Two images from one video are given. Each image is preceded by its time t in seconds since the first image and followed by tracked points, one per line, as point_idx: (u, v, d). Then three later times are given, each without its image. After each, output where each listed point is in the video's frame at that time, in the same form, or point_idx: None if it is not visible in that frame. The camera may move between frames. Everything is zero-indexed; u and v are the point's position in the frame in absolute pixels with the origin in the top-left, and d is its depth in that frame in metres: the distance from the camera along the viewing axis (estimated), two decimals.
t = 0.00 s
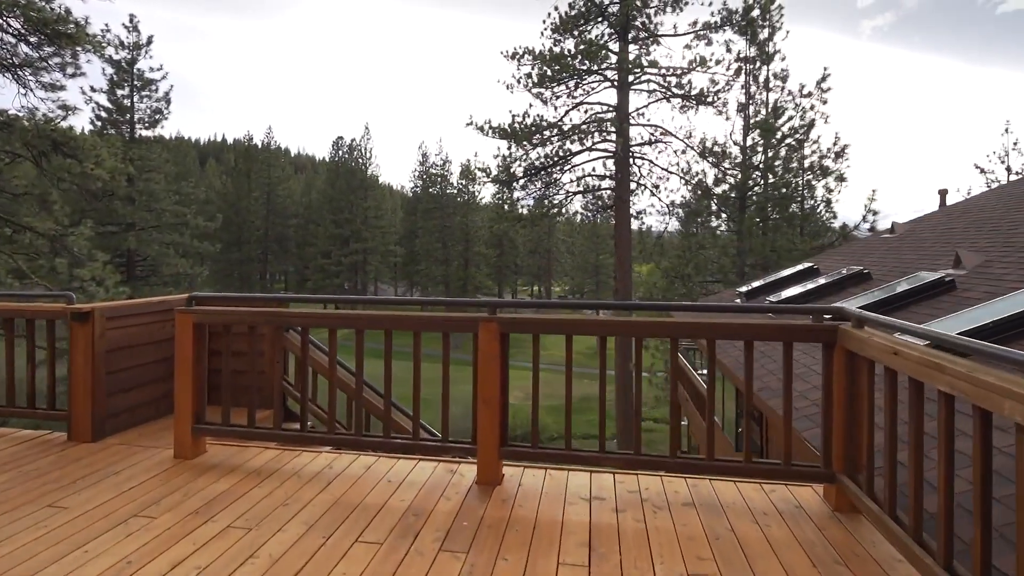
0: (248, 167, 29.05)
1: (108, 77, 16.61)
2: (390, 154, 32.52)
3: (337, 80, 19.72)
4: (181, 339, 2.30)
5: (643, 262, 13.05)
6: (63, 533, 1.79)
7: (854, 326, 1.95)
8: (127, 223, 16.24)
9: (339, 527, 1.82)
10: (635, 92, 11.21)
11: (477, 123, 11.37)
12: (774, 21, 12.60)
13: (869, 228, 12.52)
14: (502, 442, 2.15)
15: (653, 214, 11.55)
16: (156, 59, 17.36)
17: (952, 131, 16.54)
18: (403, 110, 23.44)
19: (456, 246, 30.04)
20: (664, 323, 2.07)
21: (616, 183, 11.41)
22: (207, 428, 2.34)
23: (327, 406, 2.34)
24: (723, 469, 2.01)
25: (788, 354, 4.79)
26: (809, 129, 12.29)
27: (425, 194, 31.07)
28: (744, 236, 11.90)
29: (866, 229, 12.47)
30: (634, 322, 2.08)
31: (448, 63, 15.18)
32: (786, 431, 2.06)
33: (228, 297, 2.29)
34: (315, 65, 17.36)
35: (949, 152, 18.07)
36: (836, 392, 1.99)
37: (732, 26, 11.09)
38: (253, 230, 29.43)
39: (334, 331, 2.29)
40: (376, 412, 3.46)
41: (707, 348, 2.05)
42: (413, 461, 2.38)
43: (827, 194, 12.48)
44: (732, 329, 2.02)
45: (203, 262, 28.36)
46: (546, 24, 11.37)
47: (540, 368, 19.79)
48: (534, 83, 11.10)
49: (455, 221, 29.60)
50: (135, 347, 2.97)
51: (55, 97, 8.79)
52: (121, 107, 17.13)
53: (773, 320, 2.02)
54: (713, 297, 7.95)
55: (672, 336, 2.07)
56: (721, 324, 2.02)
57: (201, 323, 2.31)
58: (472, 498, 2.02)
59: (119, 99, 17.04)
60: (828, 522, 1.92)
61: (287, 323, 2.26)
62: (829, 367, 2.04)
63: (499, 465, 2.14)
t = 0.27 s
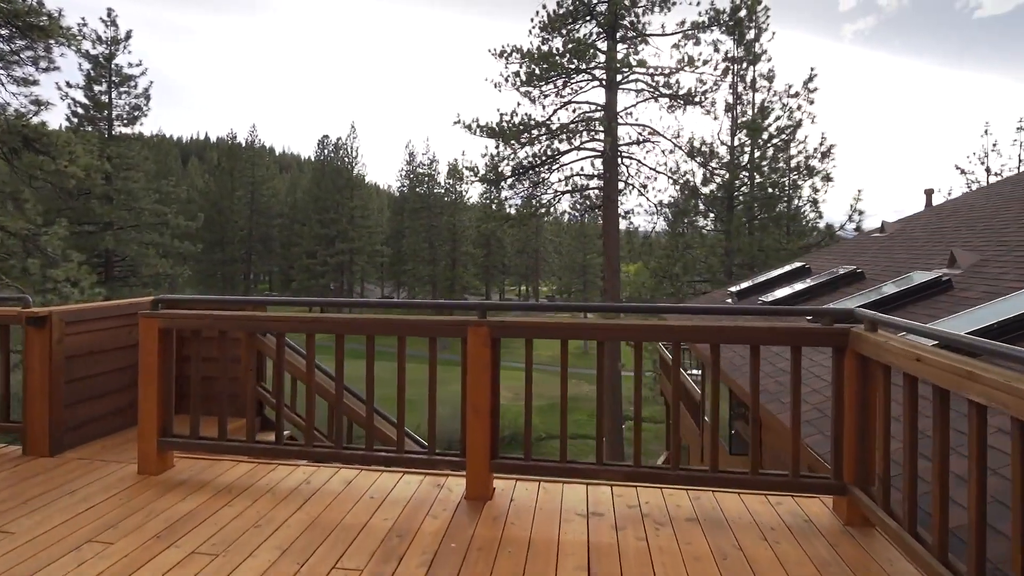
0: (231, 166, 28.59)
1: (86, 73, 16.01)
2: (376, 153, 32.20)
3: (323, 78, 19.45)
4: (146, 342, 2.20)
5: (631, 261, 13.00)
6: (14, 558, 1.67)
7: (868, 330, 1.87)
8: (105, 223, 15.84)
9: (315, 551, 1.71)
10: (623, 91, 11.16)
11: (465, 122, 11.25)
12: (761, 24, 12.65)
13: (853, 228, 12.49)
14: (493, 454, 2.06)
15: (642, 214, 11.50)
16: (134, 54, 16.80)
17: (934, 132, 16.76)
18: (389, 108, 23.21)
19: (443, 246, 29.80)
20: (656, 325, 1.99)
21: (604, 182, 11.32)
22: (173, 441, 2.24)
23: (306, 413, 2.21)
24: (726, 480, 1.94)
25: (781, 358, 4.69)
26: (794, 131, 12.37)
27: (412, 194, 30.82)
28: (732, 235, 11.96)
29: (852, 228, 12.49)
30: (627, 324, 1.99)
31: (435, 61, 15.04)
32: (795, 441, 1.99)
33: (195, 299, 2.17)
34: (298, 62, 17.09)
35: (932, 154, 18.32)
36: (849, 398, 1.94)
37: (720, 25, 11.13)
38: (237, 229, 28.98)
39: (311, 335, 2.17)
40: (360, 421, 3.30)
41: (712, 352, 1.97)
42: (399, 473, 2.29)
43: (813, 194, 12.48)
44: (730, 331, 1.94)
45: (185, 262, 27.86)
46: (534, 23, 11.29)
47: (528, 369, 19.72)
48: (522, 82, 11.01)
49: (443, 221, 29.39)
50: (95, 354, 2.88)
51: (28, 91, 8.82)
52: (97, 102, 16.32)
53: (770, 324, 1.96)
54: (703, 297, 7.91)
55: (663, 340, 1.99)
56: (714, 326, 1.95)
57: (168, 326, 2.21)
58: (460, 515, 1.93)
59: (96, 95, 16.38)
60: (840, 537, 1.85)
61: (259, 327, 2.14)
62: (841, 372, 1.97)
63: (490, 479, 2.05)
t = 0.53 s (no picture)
0: (220, 165, 28.26)
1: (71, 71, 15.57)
2: (367, 153, 31.95)
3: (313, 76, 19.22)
4: (109, 351, 2.11)
5: (624, 261, 12.93)
6: None
7: (891, 337, 1.76)
8: (89, 223, 15.54)
9: None
10: (616, 90, 11.09)
11: (456, 121, 11.13)
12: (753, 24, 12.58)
13: (847, 228, 12.24)
14: (485, 473, 1.96)
15: (635, 213, 11.44)
16: (120, 51, 16.42)
17: (925, 132, 16.80)
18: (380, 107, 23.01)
19: (435, 246, 29.60)
20: (658, 334, 1.87)
21: (597, 182, 11.23)
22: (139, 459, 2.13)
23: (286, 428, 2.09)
24: (737, 498, 1.87)
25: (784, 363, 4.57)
26: (784, 132, 12.29)
27: (404, 193, 30.61)
28: (726, 235, 11.81)
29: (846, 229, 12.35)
30: (622, 332, 1.87)
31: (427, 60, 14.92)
32: (813, 457, 1.87)
33: (160, 305, 2.07)
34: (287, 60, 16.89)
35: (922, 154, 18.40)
36: (870, 410, 1.83)
37: (713, 25, 11.08)
38: (226, 229, 28.66)
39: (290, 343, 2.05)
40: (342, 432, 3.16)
41: (722, 361, 1.86)
42: (385, 492, 2.20)
43: (805, 193, 12.32)
44: (734, 340, 1.84)
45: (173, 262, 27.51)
46: (526, 21, 11.20)
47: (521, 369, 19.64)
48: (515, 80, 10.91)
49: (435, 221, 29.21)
50: (59, 365, 2.81)
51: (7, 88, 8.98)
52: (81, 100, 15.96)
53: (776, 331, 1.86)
54: (698, 297, 7.83)
55: (663, 349, 1.88)
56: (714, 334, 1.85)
57: (131, 334, 2.12)
58: (451, 540, 1.83)
59: (79, 93, 15.97)
60: (858, 560, 1.77)
61: (231, 335, 2.03)
62: (860, 385, 1.88)
63: (482, 500, 1.94)
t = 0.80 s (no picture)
0: (217, 165, 28.14)
1: (64, 69, 15.37)
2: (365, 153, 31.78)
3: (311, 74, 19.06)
4: (79, 359, 2.02)
5: (623, 261, 12.82)
6: None
7: (925, 346, 1.66)
8: (83, 222, 15.38)
9: None
10: (615, 90, 11.01)
11: (455, 120, 11.03)
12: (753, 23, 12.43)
13: (848, 228, 12.01)
14: (483, 493, 1.85)
15: (634, 213, 11.33)
16: (116, 49, 16.10)
17: (926, 132, 16.74)
18: (378, 106, 22.84)
19: (433, 246, 29.43)
20: (663, 343, 1.76)
21: (596, 182, 11.13)
22: (111, 476, 2.05)
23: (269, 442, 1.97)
24: (760, 524, 1.75)
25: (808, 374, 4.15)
26: (784, 131, 12.06)
27: (402, 193, 30.49)
28: (727, 236, 11.67)
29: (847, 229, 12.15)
30: (624, 341, 1.75)
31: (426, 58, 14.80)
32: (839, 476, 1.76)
33: (131, 312, 1.98)
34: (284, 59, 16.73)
35: (922, 154, 18.34)
36: (902, 424, 1.73)
37: (713, 23, 10.99)
38: (223, 229, 28.53)
39: (272, 353, 1.94)
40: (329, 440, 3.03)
41: (741, 373, 1.74)
42: (375, 512, 2.10)
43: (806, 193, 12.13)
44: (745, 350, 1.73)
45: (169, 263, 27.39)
46: (525, 20, 11.09)
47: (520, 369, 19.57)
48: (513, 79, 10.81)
49: (433, 221, 29.07)
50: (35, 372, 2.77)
51: None
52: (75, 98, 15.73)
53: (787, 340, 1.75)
54: (700, 299, 7.70)
55: (668, 359, 1.77)
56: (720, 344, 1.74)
57: (102, 342, 2.03)
58: (446, 567, 1.73)
59: (73, 91, 15.72)
60: None
61: (208, 344, 1.94)
62: (891, 396, 1.78)
63: (479, 522, 1.84)
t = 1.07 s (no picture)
0: (217, 164, 28.09)
1: (61, 68, 15.23)
2: (365, 152, 31.68)
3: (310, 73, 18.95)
4: (44, 370, 1.92)
5: (624, 261, 12.71)
6: None
7: (973, 361, 1.52)
8: (81, 222, 15.28)
9: None
10: (616, 89, 10.90)
11: (454, 119, 10.93)
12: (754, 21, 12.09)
13: (853, 228, 11.91)
14: (482, 519, 1.74)
15: (635, 213, 11.20)
16: (113, 48, 15.90)
17: (928, 131, 16.65)
18: (378, 105, 22.73)
19: (433, 246, 29.31)
20: (673, 356, 1.65)
21: (597, 181, 11.02)
22: (80, 495, 1.95)
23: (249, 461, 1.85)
24: (787, 555, 1.64)
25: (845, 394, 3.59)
26: (787, 130, 11.84)
27: (402, 193, 30.42)
28: (731, 236, 11.57)
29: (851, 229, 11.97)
30: (634, 353, 1.64)
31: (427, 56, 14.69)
32: (877, 503, 1.63)
33: (98, 320, 1.89)
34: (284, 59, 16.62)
35: (924, 154, 18.24)
36: (948, 450, 1.60)
37: (716, 21, 10.86)
38: (223, 229, 28.44)
39: (252, 365, 1.83)
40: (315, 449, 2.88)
41: (765, 388, 1.61)
42: (365, 537, 1.99)
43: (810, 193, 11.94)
44: (761, 363, 1.61)
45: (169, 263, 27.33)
46: (525, 17, 10.96)
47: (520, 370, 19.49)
48: (514, 78, 10.68)
49: (433, 221, 28.97)
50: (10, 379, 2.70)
51: None
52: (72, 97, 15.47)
53: (809, 352, 1.63)
54: (706, 300, 7.56)
55: (683, 374, 1.66)
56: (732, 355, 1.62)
57: (69, 352, 1.93)
58: None
59: (70, 90, 15.48)
60: None
61: (180, 355, 1.83)
62: (935, 415, 1.64)
63: (477, 550, 1.72)
